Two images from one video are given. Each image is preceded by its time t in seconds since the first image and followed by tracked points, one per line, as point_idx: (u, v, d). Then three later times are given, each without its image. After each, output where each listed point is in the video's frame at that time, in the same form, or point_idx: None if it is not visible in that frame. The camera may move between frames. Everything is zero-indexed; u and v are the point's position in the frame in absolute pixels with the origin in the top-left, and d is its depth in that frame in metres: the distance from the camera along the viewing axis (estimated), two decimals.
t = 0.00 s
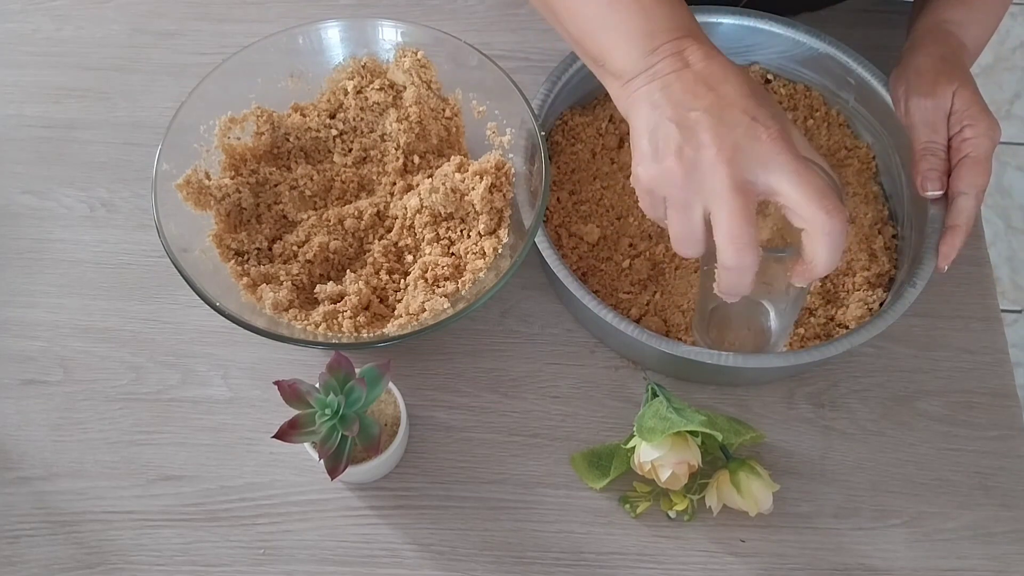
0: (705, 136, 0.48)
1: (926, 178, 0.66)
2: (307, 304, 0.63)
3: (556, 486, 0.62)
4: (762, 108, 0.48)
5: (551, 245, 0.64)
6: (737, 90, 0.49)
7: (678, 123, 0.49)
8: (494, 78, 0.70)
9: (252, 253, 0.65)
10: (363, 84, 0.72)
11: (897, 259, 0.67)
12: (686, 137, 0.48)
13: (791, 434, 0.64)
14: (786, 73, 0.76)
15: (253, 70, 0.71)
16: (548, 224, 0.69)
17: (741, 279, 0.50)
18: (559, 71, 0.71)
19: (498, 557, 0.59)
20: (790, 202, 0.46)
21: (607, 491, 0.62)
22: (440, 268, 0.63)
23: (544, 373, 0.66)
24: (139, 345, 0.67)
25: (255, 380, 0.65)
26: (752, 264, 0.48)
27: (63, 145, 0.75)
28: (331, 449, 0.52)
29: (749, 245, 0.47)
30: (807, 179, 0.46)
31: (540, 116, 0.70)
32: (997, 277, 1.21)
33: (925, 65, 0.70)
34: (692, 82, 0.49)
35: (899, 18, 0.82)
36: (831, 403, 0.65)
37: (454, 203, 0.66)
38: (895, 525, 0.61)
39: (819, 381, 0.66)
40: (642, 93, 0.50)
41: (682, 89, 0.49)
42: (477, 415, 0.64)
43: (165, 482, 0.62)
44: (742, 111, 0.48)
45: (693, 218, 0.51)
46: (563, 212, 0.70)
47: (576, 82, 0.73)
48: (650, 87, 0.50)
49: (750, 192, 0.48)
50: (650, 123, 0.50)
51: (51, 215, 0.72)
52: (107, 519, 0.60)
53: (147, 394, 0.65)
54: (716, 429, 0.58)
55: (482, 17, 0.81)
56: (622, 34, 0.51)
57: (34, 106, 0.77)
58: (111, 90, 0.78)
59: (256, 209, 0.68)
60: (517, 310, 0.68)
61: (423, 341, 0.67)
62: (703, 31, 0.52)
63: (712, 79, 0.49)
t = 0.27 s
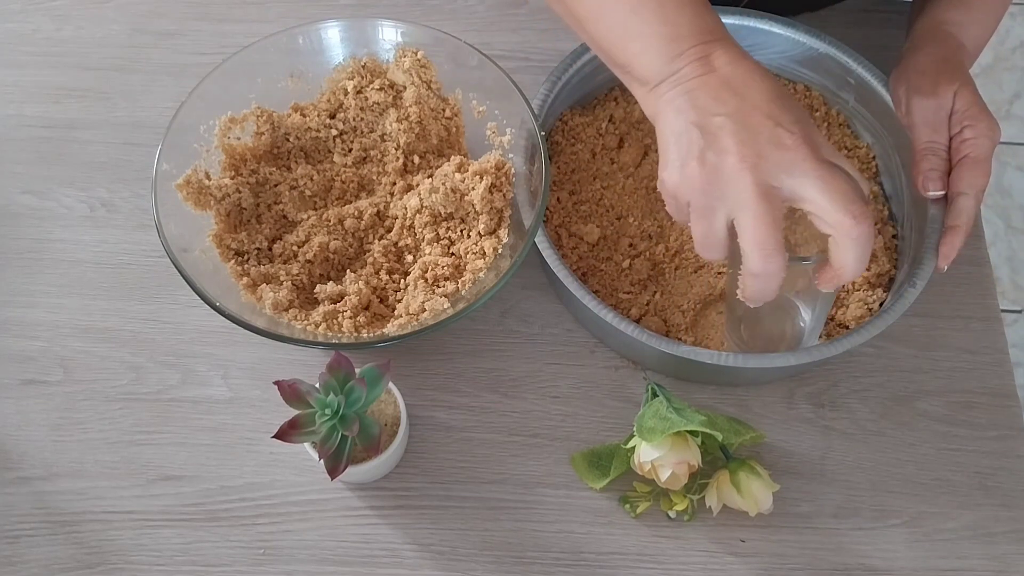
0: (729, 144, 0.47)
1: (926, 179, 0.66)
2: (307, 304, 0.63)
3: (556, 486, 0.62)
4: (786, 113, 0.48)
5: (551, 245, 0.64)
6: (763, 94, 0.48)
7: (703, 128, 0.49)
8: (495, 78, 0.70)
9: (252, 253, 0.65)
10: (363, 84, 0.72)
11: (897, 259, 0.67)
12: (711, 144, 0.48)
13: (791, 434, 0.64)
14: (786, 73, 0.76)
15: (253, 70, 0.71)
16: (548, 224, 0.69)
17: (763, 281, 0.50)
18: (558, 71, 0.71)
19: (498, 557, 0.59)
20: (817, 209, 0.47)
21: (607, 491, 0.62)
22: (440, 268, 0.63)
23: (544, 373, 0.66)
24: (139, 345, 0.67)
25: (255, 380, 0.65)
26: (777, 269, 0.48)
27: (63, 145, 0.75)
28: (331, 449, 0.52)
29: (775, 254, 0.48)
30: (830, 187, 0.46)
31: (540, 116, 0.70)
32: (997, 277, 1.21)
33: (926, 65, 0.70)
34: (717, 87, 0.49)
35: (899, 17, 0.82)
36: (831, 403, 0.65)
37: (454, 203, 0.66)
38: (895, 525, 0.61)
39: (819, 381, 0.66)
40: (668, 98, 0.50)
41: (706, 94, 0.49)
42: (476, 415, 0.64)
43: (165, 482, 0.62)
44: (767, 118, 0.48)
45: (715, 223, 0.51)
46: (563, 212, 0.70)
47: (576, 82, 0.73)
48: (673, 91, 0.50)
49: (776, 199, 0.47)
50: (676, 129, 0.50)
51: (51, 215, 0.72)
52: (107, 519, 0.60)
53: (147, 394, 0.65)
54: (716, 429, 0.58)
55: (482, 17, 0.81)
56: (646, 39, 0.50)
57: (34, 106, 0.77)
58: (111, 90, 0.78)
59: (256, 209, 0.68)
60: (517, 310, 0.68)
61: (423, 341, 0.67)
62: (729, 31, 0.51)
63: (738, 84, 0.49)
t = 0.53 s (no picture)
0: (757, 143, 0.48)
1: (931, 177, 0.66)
2: (307, 304, 0.63)
3: (556, 486, 0.62)
4: (810, 117, 0.49)
5: (551, 245, 0.64)
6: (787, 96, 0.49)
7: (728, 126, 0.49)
8: (495, 78, 0.70)
9: (252, 253, 0.65)
10: (363, 84, 0.72)
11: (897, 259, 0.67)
12: (737, 141, 0.48)
13: (791, 434, 0.64)
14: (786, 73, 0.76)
15: (253, 70, 0.71)
16: (548, 224, 0.69)
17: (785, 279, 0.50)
18: (559, 71, 0.71)
19: (498, 557, 0.59)
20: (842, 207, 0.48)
21: (607, 491, 0.62)
22: (440, 268, 0.63)
23: (544, 373, 0.66)
24: (139, 345, 0.67)
25: (255, 380, 0.65)
26: (804, 267, 0.48)
27: (63, 145, 0.75)
28: (331, 449, 0.52)
29: (802, 251, 0.48)
30: (856, 187, 0.47)
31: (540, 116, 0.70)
32: (997, 277, 1.21)
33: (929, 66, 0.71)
34: (742, 87, 0.49)
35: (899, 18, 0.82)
36: (831, 403, 0.65)
37: (454, 203, 0.66)
38: (895, 525, 0.61)
39: (819, 381, 0.66)
40: (692, 95, 0.50)
41: (732, 93, 0.49)
42: (476, 415, 0.64)
43: (165, 482, 0.62)
44: (793, 120, 0.48)
45: (734, 221, 0.50)
46: (563, 212, 0.70)
47: (576, 82, 0.73)
48: (698, 89, 0.50)
49: (801, 198, 0.48)
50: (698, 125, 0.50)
51: (51, 215, 0.72)
52: (107, 519, 0.60)
53: (147, 394, 0.65)
54: (716, 429, 0.58)
55: (482, 17, 0.81)
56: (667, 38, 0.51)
57: (34, 106, 0.77)
58: (111, 90, 0.78)
59: (256, 209, 0.68)
60: (517, 310, 0.68)
61: (423, 341, 0.67)
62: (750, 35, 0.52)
63: (764, 85, 0.49)
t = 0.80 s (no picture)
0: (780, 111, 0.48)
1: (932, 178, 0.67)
2: (307, 304, 0.63)
3: (555, 486, 0.62)
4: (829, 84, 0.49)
5: (551, 245, 0.64)
6: (804, 65, 0.49)
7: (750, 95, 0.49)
8: (494, 78, 0.69)
9: (252, 253, 0.65)
10: (363, 84, 0.72)
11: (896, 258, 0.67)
12: (757, 111, 0.49)
13: (791, 434, 0.64)
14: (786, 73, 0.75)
15: (253, 70, 0.71)
16: (547, 224, 0.69)
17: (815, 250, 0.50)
18: (558, 71, 0.71)
19: (498, 557, 0.59)
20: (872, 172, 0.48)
21: (607, 491, 0.62)
22: (440, 268, 0.63)
23: (544, 373, 0.66)
24: (139, 345, 0.67)
25: (255, 380, 0.65)
26: (835, 235, 0.49)
27: (63, 145, 0.75)
28: (331, 449, 0.52)
29: (831, 216, 0.48)
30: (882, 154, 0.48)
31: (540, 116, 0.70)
32: (998, 277, 1.21)
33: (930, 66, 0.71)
34: (760, 55, 0.50)
35: (899, 17, 0.82)
36: (831, 403, 0.65)
37: (454, 202, 0.66)
38: (895, 525, 0.61)
39: (819, 381, 0.66)
40: (709, 66, 0.51)
41: (752, 61, 0.49)
42: (476, 415, 0.64)
43: (165, 482, 0.62)
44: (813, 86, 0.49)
45: (761, 192, 0.51)
46: (563, 212, 0.70)
47: (576, 82, 0.73)
48: (715, 60, 0.50)
49: (828, 164, 0.48)
50: (717, 96, 0.50)
51: (51, 216, 0.72)
52: (107, 519, 0.60)
53: (147, 394, 0.65)
54: (716, 429, 0.58)
55: (482, 17, 0.81)
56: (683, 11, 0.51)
57: (34, 106, 0.77)
58: (111, 90, 0.78)
59: (256, 209, 0.68)
60: (517, 310, 0.68)
61: (423, 341, 0.67)
62: (765, 5, 0.52)
63: (782, 51, 0.50)
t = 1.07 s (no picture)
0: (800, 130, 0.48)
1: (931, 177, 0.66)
2: (307, 304, 0.63)
3: (555, 486, 0.62)
4: (849, 100, 0.49)
5: (551, 245, 0.64)
6: (823, 82, 0.50)
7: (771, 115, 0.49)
8: (494, 78, 0.69)
9: (252, 253, 0.65)
10: (363, 84, 0.72)
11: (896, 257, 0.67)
12: (778, 130, 0.49)
13: (792, 435, 0.64)
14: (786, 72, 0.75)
15: (252, 70, 0.71)
16: (547, 224, 0.69)
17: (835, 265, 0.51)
18: (558, 71, 0.71)
19: (498, 556, 0.59)
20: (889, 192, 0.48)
21: (607, 491, 0.62)
22: (440, 268, 0.63)
23: (544, 373, 0.66)
24: (139, 345, 0.67)
25: (255, 380, 0.65)
26: (853, 254, 0.49)
27: (63, 145, 0.75)
28: (331, 449, 0.52)
29: (851, 237, 0.48)
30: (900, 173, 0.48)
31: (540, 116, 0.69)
32: (998, 277, 1.21)
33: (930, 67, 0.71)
34: (778, 73, 0.50)
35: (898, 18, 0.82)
36: (831, 403, 0.65)
37: (455, 203, 0.66)
38: (895, 525, 0.61)
39: (819, 381, 0.66)
40: (729, 85, 0.51)
41: (771, 81, 0.49)
42: (476, 415, 0.64)
43: (165, 482, 0.62)
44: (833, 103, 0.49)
45: (779, 210, 0.51)
46: (563, 212, 0.69)
47: (576, 82, 0.73)
48: (736, 79, 0.50)
49: (846, 184, 0.49)
50: (738, 114, 0.50)
51: (50, 215, 0.72)
52: (107, 519, 0.60)
53: (147, 394, 0.65)
54: (716, 429, 0.58)
55: (482, 17, 0.81)
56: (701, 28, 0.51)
57: (34, 106, 0.77)
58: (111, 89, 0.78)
59: (256, 209, 0.68)
60: (517, 310, 0.68)
61: (423, 341, 0.67)
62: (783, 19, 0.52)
63: (798, 68, 0.50)
